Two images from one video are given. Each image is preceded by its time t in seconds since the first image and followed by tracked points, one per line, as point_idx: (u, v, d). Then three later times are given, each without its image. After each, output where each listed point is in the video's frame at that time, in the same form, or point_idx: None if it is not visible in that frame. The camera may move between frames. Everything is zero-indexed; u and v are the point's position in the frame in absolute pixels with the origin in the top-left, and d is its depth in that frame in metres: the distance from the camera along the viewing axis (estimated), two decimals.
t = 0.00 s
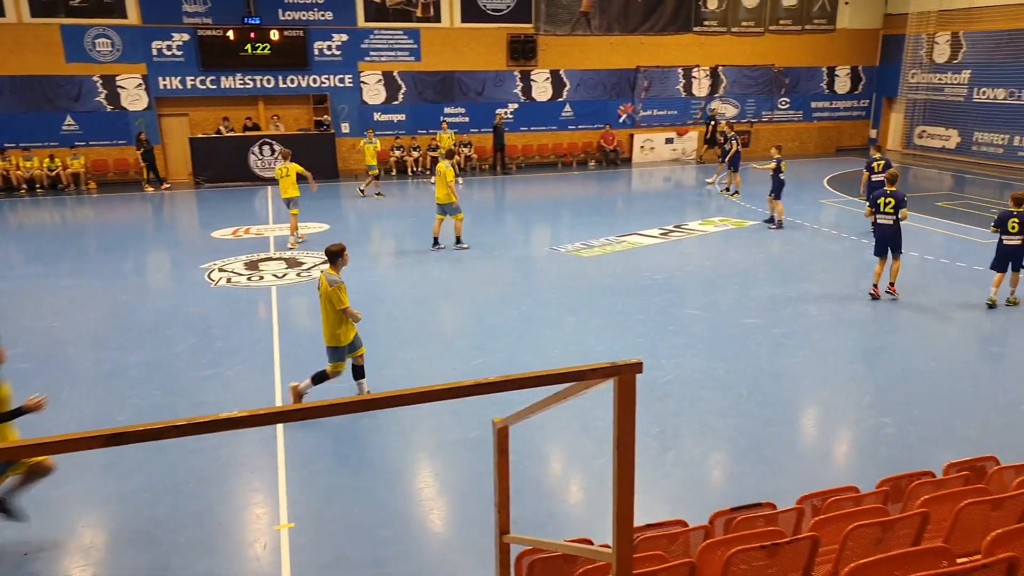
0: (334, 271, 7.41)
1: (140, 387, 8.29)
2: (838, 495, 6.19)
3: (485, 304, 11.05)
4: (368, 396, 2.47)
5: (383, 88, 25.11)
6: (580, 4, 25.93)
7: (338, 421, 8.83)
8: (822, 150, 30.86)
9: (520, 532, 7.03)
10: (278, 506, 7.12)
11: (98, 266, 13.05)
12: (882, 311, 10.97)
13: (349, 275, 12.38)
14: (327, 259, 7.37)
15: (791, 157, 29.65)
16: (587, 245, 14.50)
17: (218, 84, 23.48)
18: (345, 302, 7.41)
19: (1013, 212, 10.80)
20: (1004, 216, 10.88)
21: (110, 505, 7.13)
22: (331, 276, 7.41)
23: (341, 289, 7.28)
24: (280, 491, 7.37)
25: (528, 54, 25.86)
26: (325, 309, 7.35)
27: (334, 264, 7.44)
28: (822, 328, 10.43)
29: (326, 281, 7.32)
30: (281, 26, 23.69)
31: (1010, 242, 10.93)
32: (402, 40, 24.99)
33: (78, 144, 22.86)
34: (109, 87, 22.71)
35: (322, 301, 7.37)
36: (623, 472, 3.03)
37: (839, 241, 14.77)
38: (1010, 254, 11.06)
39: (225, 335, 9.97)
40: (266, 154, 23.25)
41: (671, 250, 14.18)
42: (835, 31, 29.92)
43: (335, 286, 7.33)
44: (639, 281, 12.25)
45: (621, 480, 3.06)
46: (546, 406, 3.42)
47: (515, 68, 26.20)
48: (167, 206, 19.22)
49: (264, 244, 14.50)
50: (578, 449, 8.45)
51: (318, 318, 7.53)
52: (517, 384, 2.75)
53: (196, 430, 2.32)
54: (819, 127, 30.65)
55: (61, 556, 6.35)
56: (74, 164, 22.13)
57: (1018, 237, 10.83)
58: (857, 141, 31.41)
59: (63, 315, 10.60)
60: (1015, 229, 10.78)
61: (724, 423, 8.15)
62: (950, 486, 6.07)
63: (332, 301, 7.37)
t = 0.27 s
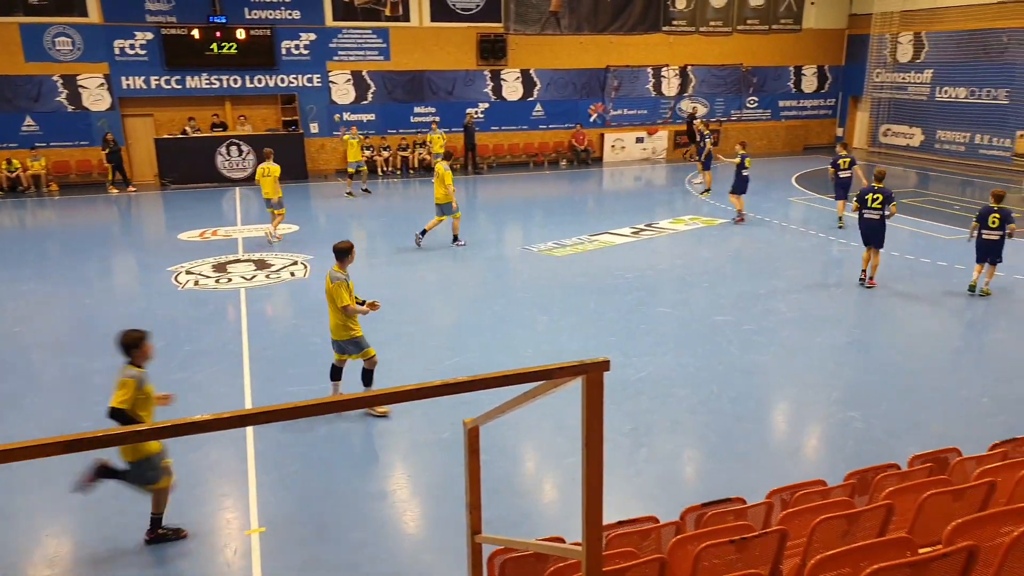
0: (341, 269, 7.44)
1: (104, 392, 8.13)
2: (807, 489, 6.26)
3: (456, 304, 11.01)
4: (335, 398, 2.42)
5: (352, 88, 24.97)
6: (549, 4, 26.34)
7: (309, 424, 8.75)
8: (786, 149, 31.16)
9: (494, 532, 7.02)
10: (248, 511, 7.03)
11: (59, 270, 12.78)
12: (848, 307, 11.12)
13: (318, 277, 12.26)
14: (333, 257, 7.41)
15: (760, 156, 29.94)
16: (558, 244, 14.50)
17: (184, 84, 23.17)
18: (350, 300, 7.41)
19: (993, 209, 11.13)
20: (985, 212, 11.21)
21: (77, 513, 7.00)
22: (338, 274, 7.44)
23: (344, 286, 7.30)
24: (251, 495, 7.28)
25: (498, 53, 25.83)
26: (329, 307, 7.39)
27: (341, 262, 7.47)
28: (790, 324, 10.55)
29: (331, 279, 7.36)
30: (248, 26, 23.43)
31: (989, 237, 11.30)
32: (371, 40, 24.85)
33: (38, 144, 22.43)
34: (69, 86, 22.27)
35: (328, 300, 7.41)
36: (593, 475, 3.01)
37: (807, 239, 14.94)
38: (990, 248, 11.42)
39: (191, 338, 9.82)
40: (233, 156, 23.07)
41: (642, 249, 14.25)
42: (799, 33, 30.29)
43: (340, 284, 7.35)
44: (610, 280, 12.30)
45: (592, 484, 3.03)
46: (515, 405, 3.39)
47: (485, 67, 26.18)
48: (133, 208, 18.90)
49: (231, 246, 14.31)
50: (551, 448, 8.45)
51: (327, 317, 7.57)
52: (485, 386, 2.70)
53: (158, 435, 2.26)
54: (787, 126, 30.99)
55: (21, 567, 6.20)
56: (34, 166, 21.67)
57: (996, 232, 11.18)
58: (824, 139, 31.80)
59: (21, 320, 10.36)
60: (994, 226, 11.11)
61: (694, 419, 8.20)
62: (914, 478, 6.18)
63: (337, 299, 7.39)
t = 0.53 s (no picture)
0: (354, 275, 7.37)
1: (71, 399, 7.99)
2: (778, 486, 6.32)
3: (429, 305, 10.98)
4: (299, 404, 2.40)
5: (322, 88, 24.85)
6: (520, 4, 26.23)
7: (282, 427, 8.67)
8: (757, 148, 31.50)
9: (470, 533, 7.01)
10: (220, 517, 6.95)
11: (20, 275, 12.51)
12: (818, 304, 11.27)
13: (289, 279, 12.15)
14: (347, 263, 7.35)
15: (729, 155, 30.16)
16: (532, 244, 14.51)
17: (150, 85, 22.86)
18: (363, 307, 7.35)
19: (968, 201, 11.52)
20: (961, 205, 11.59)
21: (41, 522, 6.85)
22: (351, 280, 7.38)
23: (356, 293, 7.23)
24: (224, 501, 7.20)
25: (469, 54, 25.96)
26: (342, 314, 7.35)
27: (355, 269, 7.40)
28: (761, 321, 10.65)
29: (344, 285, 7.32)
30: (216, 26, 23.17)
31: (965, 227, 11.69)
32: (340, 40, 24.68)
33: None
34: (31, 88, 21.84)
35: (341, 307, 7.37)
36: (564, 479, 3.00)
37: (777, 236, 15.11)
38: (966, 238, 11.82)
39: (158, 340, 9.65)
40: (202, 157, 22.82)
41: (615, 248, 14.30)
42: (769, 33, 30.58)
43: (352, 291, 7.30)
44: (583, 280, 12.34)
45: (563, 486, 3.03)
46: (485, 407, 3.39)
47: (456, 67, 26.12)
48: (99, 210, 18.60)
49: (201, 248, 14.14)
50: (527, 448, 8.45)
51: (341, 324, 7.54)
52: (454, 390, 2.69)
53: (116, 443, 2.22)
54: (755, 125, 31.26)
55: None
56: None
57: (973, 223, 11.56)
58: (793, 138, 32.14)
59: None
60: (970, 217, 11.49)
61: (667, 417, 8.24)
62: (883, 472, 6.27)
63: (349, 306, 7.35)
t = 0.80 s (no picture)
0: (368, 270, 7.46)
1: (40, 405, 7.86)
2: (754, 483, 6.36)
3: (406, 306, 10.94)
4: (266, 409, 2.35)
5: (296, 89, 24.67)
6: (495, 4, 26.13)
7: (257, 431, 8.59)
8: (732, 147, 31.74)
9: (448, 535, 6.98)
10: (195, 522, 6.87)
11: None
12: (792, 301, 11.38)
13: (264, 281, 12.04)
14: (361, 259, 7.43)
15: (703, 155, 30.31)
16: (508, 244, 14.50)
17: (120, 86, 22.54)
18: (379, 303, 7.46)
19: (948, 194, 11.85)
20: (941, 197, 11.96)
21: (9, 531, 6.72)
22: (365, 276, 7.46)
23: (375, 288, 7.33)
24: (199, 506, 7.12)
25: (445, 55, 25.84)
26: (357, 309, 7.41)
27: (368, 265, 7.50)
28: (737, 319, 10.74)
29: (359, 281, 7.38)
30: (187, 26, 22.92)
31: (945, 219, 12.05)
32: (314, 41, 24.53)
33: None
34: None
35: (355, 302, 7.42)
36: (538, 481, 2.98)
37: (752, 235, 15.24)
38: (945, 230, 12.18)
39: (129, 344, 9.52)
40: (174, 158, 22.55)
41: (591, 248, 14.34)
42: (742, 34, 30.83)
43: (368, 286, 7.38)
44: (559, 279, 12.36)
45: (537, 489, 3.01)
46: (461, 409, 3.36)
47: (432, 68, 26.05)
48: (69, 213, 18.29)
49: (173, 251, 13.96)
50: (505, 448, 8.45)
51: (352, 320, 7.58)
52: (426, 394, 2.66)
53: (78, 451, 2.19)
54: (729, 125, 31.49)
55: None
56: None
57: (952, 215, 11.93)
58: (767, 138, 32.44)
59: None
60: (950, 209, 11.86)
61: (644, 416, 8.27)
62: (857, 468, 6.34)
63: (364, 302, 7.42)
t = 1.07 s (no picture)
0: (389, 273, 7.54)
1: (13, 410, 7.73)
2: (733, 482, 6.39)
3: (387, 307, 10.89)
4: (238, 414, 2.30)
5: (275, 88, 24.50)
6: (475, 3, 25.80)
7: (237, 434, 8.51)
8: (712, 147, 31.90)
9: (429, 537, 6.94)
10: (173, 526, 6.79)
11: None
12: (772, 300, 11.44)
13: (243, 282, 11.94)
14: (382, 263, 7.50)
15: (683, 155, 30.42)
16: (489, 244, 14.49)
17: (95, 85, 22.25)
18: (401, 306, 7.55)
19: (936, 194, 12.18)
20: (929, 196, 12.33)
21: None
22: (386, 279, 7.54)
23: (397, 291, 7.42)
24: (177, 510, 7.04)
25: (425, 54, 25.68)
26: (381, 312, 7.46)
27: (388, 268, 7.57)
28: (718, 318, 10.79)
29: (382, 284, 7.44)
30: (163, 24, 22.69)
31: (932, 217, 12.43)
32: (293, 40, 24.40)
33: None
34: None
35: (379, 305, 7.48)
36: (517, 483, 2.95)
37: (732, 234, 15.32)
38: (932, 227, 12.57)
39: (104, 347, 9.39)
40: (151, 158, 22.32)
41: (573, 248, 14.34)
42: (721, 34, 30.96)
43: (391, 289, 7.45)
44: (541, 279, 12.35)
45: (515, 490, 2.98)
46: (439, 411, 3.32)
47: (411, 67, 25.99)
48: (44, 214, 18.03)
49: (151, 252, 13.81)
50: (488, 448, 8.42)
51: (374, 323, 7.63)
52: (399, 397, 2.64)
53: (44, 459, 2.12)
54: (709, 125, 31.63)
55: None
56: None
57: (940, 214, 12.30)
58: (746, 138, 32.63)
59: None
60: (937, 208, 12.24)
61: (626, 416, 8.29)
62: (835, 466, 6.38)
63: (388, 305, 7.48)
